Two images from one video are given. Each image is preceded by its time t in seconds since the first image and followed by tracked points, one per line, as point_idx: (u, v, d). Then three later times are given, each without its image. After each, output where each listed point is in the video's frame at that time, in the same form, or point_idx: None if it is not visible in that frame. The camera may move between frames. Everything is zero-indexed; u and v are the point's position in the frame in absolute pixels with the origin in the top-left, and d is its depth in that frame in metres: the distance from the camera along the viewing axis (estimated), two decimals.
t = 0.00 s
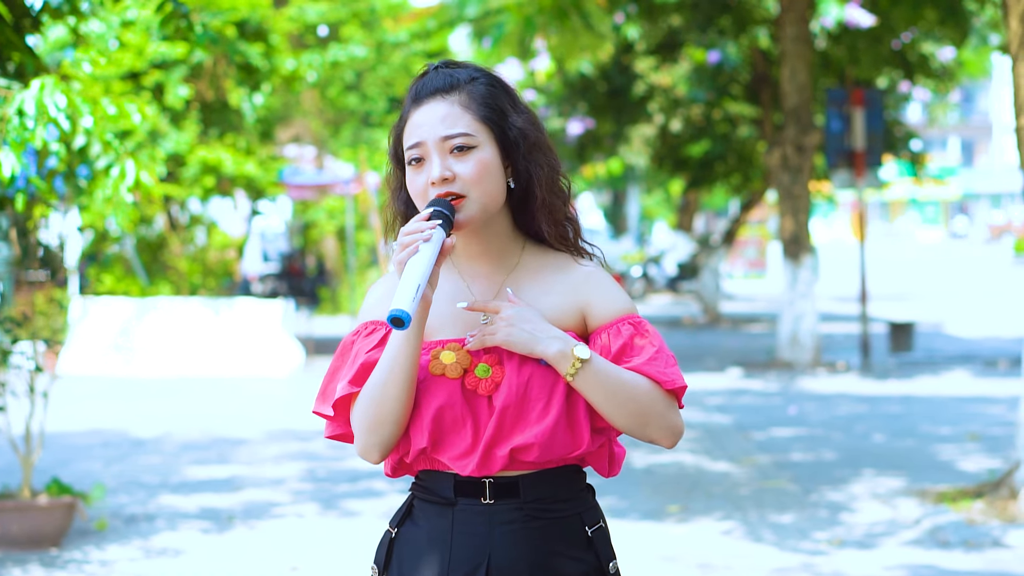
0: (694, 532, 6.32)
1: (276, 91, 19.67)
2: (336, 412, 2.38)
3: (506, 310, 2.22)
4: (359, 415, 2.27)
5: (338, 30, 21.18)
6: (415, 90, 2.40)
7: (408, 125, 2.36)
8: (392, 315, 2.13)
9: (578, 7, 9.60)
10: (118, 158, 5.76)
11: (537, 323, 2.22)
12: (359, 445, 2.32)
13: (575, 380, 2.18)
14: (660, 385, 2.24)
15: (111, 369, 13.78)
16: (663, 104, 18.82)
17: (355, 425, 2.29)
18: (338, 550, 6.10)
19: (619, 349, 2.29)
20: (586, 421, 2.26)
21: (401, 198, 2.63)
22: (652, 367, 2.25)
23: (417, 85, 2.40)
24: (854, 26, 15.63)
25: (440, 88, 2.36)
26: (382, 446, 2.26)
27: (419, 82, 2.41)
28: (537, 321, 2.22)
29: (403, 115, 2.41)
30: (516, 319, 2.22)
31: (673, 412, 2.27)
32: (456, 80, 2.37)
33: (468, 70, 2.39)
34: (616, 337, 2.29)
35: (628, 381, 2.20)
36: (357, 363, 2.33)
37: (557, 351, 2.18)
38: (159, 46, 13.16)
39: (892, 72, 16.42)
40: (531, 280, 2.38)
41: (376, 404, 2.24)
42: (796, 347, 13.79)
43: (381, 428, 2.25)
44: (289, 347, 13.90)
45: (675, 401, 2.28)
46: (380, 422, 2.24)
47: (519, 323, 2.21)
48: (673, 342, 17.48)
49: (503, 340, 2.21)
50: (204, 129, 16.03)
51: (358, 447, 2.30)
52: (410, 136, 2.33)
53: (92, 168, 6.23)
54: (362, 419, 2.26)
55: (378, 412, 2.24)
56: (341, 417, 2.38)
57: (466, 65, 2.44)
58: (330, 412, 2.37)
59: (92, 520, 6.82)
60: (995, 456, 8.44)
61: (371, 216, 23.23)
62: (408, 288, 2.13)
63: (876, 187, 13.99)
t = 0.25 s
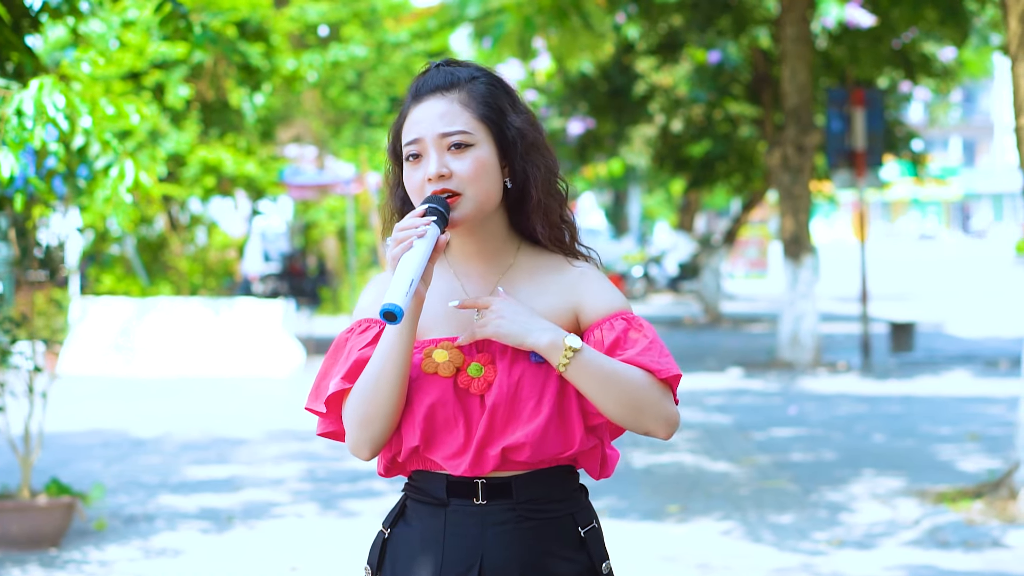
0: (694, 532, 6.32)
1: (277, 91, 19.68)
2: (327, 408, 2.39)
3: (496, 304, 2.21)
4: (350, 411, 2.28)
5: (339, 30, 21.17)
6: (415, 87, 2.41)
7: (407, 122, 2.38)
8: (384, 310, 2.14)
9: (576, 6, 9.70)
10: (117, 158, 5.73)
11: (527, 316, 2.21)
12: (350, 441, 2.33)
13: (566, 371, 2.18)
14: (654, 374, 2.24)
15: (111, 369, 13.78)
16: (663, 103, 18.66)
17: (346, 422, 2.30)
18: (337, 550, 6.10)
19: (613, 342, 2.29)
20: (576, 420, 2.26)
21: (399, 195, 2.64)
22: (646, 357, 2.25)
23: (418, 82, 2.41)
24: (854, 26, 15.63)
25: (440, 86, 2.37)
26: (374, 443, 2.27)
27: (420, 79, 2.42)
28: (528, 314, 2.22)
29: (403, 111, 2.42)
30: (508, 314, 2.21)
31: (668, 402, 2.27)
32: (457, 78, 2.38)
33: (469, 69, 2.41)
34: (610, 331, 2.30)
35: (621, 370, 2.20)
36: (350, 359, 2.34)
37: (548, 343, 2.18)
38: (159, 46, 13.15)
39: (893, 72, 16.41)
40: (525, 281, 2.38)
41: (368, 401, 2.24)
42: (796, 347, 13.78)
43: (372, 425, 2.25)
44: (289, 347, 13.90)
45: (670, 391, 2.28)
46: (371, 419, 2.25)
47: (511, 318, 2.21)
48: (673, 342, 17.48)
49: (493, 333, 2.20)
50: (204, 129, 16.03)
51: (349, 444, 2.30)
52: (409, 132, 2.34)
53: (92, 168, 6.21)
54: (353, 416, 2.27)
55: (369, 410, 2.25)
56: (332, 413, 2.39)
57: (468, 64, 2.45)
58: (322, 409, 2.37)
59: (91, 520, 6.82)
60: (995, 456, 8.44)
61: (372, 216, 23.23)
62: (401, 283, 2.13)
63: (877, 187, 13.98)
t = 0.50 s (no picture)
0: (693, 533, 6.31)
1: (278, 92, 19.69)
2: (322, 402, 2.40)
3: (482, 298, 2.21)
4: (345, 406, 2.28)
5: (340, 30, 21.18)
6: (424, 83, 2.41)
7: (414, 117, 2.38)
8: (381, 303, 2.13)
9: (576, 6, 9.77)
10: (117, 158, 5.73)
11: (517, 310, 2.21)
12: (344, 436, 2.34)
13: (558, 364, 2.18)
14: (647, 367, 2.25)
15: (113, 369, 13.78)
16: (665, 105, 19.04)
17: (340, 416, 2.30)
18: (336, 550, 6.10)
19: (607, 337, 2.29)
20: (570, 419, 2.26)
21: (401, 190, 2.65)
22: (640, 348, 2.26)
23: (428, 77, 2.41)
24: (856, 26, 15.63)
25: (449, 83, 2.38)
26: (367, 439, 2.27)
27: (430, 75, 2.42)
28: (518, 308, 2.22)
29: (411, 106, 2.43)
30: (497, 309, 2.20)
31: (662, 393, 2.26)
32: (466, 76, 2.38)
33: (479, 69, 2.41)
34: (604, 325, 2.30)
35: (613, 360, 2.20)
36: (346, 354, 2.35)
37: (539, 335, 2.17)
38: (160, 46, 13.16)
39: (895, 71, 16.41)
40: (522, 282, 2.39)
41: (363, 396, 2.25)
42: (797, 347, 13.77)
43: (366, 420, 2.26)
44: (290, 347, 13.90)
45: (663, 383, 2.28)
46: (365, 414, 2.25)
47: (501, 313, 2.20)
48: (674, 342, 17.48)
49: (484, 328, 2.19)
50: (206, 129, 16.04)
51: (342, 439, 2.31)
52: (415, 128, 2.35)
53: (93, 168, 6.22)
54: (347, 410, 2.28)
55: (363, 405, 2.25)
56: (327, 408, 2.40)
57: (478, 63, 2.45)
58: (317, 403, 2.38)
59: (91, 519, 6.82)
60: (995, 456, 8.44)
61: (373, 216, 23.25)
62: (399, 277, 2.13)
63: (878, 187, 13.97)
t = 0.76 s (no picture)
0: (694, 533, 6.30)
1: (281, 92, 19.70)
2: (317, 395, 2.39)
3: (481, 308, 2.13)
4: (338, 400, 2.28)
5: (343, 30, 21.18)
6: (436, 80, 2.41)
7: (423, 113, 2.38)
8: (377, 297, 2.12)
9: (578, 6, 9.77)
10: (117, 158, 5.73)
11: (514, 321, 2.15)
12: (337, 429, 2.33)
13: (555, 379, 2.17)
14: (640, 370, 2.26)
15: (114, 369, 13.78)
16: (667, 105, 19.04)
17: (334, 409, 2.30)
18: (336, 550, 6.10)
19: (602, 338, 2.28)
20: (563, 421, 2.26)
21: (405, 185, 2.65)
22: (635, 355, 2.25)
23: (440, 74, 2.41)
24: (858, 27, 15.63)
25: (461, 81, 2.38)
26: (360, 433, 2.27)
27: (443, 72, 2.42)
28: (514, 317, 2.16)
29: (421, 102, 2.43)
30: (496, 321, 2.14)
31: (655, 399, 2.27)
32: (478, 75, 2.39)
33: (491, 69, 2.41)
34: (601, 328, 2.30)
35: (610, 372, 2.19)
36: (342, 348, 2.34)
37: (537, 348, 2.15)
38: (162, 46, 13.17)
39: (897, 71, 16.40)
40: (522, 285, 2.39)
41: (357, 390, 2.24)
42: (799, 348, 13.76)
43: (360, 414, 2.26)
44: (292, 347, 13.90)
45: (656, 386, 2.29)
46: (359, 408, 2.25)
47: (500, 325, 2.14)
48: (676, 343, 17.47)
49: (486, 342, 2.12)
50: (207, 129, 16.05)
51: (335, 432, 2.31)
52: (423, 124, 2.35)
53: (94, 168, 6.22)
54: (341, 404, 2.27)
55: (357, 399, 2.25)
56: (321, 402, 2.39)
57: (492, 63, 2.46)
58: (312, 396, 2.38)
59: (91, 519, 6.82)
60: (997, 456, 8.44)
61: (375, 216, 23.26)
62: (398, 271, 2.12)
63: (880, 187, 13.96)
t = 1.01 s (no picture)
0: (695, 533, 6.30)
1: (283, 92, 19.71)
2: (314, 390, 2.39)
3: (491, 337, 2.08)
4: (334, 396, 2.29)
5: (345, 29, 21.19)
6: (447, 79, 2.42)
7: (432, 112, 2.39)
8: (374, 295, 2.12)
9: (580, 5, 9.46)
10: (118, 159, 5.73)
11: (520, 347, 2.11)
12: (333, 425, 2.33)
13: (551, 403, 2.15)
14: (631, 386, 2.26)
15: (116, 368, 13.79)
16: (670, 104, 18.93)
17: (329, 406, 2.30)
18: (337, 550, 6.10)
19: (597, 347, 2.28)
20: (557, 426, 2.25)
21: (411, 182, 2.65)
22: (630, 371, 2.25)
23: (453, 73, 2.42)
24: (860, 26, 15.60)
25: (472, 82, 2.38)
26: (353, 429, 2.27)
27: (455, 72, 2.43)
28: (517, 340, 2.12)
29: (432, 100, 2.43)
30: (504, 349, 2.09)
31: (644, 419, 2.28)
32: (488, 77, 2.39)
33: (503, 72, 2.42)
34: (597, 338, 2.30)
35: (605, 393, 2.19)
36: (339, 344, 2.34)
37: (540, 373, 2.11)
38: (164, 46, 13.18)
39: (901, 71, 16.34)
40: (522, 290, 2.39)
41: (352, 387, 2.25)
42: (802, 347, 13.74)
43: (354, 411, 2.26)
44: (293, 347, 13.91)
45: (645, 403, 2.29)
46: (353, 405, 2.26)
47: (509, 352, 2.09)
48: (678, 343, 17.44)
49: (496, 371, 2.07)
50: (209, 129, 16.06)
51: (329, 428, 2.31)
52: (432, 123, 2.35)
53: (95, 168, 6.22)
54: (336, 400, 2.28)
55: (352, 395, 2.25)
56: (317, 397, 2.40)
57: (506, 66, 2.46)
58: (308, 390, 2.38)
59: (93, 519, 6.83)
60: (999, 456, 8.42)
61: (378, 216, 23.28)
62: (395, 270, 2.11)
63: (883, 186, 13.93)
